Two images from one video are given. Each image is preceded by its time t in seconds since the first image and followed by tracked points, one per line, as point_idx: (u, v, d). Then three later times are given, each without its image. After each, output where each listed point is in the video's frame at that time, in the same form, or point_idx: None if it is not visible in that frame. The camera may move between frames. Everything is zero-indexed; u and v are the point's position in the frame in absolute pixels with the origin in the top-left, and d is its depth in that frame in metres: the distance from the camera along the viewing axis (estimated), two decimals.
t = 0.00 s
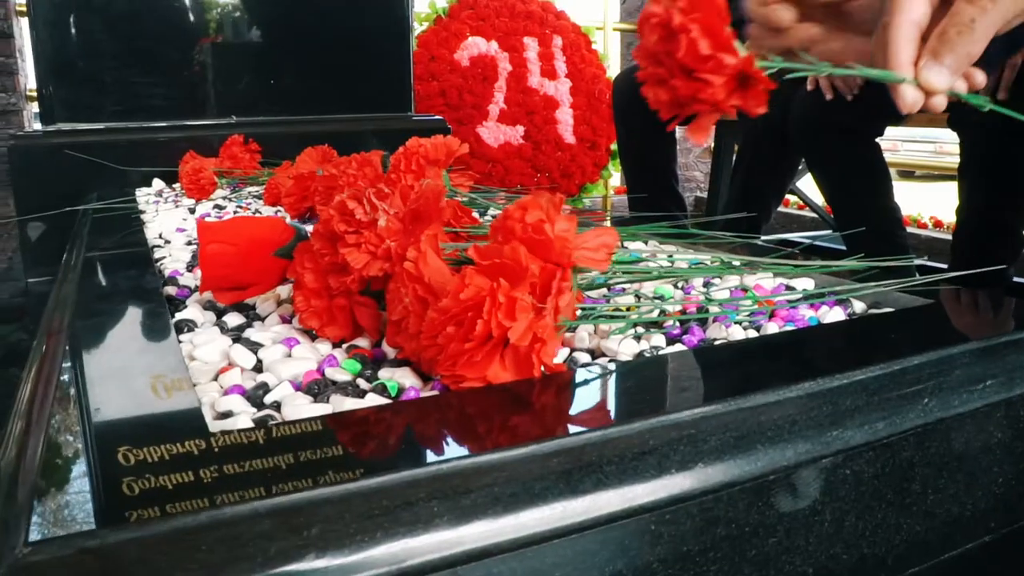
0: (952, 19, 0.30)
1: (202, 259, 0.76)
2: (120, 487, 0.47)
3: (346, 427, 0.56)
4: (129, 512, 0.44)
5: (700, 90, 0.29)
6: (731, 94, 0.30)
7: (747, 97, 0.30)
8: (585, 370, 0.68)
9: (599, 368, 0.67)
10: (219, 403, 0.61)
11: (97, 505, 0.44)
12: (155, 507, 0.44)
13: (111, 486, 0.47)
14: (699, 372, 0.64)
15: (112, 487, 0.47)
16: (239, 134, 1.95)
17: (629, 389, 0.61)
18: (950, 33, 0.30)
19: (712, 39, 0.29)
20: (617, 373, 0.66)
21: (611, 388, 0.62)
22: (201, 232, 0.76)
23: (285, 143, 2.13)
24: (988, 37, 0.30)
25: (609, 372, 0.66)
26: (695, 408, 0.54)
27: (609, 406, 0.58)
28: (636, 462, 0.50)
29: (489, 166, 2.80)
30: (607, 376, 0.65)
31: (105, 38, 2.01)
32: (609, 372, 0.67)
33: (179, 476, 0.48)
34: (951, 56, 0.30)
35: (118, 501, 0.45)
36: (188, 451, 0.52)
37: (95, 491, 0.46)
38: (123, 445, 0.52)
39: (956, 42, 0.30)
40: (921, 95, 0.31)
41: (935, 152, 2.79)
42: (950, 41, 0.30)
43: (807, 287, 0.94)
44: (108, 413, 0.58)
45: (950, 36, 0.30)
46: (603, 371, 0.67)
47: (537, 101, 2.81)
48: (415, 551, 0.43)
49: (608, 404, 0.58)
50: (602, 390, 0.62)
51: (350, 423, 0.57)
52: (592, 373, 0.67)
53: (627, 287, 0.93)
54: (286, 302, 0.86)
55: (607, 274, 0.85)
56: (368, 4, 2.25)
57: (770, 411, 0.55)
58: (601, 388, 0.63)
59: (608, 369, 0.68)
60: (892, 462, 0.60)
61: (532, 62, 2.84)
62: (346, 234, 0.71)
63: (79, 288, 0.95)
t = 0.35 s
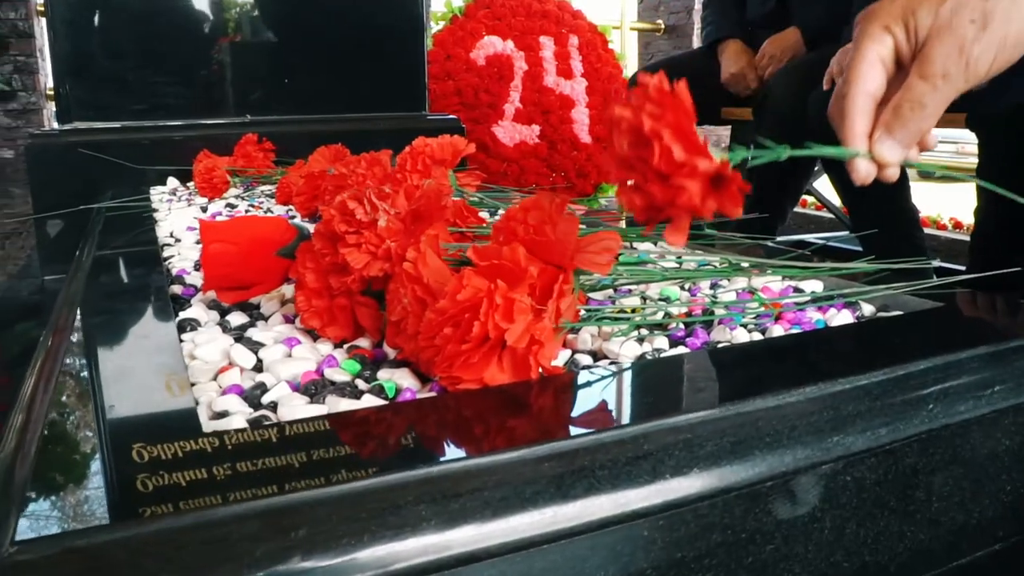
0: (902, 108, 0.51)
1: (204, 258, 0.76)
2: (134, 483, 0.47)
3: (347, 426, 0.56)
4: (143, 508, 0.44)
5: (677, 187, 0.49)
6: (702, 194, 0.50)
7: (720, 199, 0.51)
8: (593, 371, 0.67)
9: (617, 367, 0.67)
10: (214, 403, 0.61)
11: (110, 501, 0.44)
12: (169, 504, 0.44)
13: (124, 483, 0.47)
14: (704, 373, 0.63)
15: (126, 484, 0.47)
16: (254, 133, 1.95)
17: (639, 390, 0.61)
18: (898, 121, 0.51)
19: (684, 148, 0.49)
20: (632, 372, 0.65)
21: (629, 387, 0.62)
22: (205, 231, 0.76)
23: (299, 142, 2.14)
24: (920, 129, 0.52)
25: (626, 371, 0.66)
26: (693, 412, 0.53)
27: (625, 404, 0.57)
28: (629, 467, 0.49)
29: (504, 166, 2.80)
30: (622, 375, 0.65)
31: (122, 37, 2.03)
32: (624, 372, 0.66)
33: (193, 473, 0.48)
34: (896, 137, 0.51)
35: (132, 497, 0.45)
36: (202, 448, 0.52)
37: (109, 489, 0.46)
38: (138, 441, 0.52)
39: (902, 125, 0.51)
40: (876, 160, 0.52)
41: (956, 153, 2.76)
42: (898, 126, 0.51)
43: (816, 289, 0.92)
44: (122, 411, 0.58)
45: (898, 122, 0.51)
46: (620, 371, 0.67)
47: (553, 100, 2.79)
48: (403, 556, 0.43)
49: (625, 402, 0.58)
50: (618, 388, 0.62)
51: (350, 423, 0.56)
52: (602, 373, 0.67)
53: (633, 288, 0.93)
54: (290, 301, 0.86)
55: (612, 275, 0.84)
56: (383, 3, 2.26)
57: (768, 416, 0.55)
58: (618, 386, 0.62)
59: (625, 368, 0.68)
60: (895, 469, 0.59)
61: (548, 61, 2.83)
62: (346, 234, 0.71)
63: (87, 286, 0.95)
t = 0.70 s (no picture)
0: (877, 193, 0.64)
1: (206, 259, 0.76)
2: (150, 480, 0.48)
3: (347, 430, 0.55)
4: (159, 505, 0.44)
5: (622, 302, 0.54)
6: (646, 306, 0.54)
7: (665, 311, 0.55)
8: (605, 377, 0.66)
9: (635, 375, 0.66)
10: (211, 405, 0.61)
11: (127, 498, 0.45)
12: (183, 502, 0.44)
13: (140, 480, 0.48)
14: (707, 382, 0.63)
15: (141, 481, 0.47)
16: (269, 133, 1.95)
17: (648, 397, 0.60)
18: (871, 204, 0.64)
19: (630, 269, 0.53)
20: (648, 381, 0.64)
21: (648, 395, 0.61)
22: (209, 232, 0.76)
23: (314, 142, 2.15)
24: (894, 210, 0.65)
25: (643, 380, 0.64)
26: (689, 421, 0.53)
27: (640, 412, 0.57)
28: (621, 476, 0.48)
29: (522, 167, 2.79)
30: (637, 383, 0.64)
31: (140, 38, 2.05)
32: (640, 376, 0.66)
33: (209, 470, 0.49)
34: (869, 219, 0.65)
35: (149, 494, 0.46)
36: (216, 446, 0.52)
37: (126, 486, 0.46)
38: (154, 439, 0.54)
39: (874, 209, 0.64)
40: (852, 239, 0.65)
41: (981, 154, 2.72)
42: (872, 208, 0.64)
43: (825, 294, 0.91)
44: (139, 409, 0.59)
45: (872, 204, 0.64)
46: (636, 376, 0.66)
47: (571, 101, 2.80)
48: (389, 565, 0.43)
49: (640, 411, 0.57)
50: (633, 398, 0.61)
51: (350, 427, 0.56)
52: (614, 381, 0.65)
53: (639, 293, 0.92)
54: (295, 303, 0.86)
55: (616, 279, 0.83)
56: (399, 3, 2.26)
57: (766, 425, 0.54)
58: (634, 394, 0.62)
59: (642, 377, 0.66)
60: (896, 480, 0.57)
61: (566, 61, 2.84)
62: (347, 236, 0.70)
63: (95, 286, 0.96)
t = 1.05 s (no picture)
0: (860, 235, 0.67)
1: (206, 260, 0.76)
2: (160, 478, 0.49)
3: (345, 431, 0.56)
4: (171, 503, 0.45)
5: (597, 345, 0.62)
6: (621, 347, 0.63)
7: (635, 351, 0.63)
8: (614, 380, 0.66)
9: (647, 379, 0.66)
10: (205, 407, 0.62)
11: (135, 496, 0.46)
12: (194, 501, 0.45)
13: (152, 478, 0.48)
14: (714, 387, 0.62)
15: (153, 478, 0.48)
16: (281, 133, 1.96)
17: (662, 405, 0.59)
18: (856, 246, 0.67)
19: (608, 315, 0.60)
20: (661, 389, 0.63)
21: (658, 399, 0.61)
22: (208, 234, 0.76)
23: (325, 142, 2.15)
24: (879, 251, 0.67)
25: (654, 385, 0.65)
26: (683, 426, 0.52)
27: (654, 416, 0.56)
28: (609, 483, 0.48)
29: (535, 167, 2.78)
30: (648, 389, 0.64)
31: (154, 39, 2.07)
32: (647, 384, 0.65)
33: (220, 469, 0.49)
34: (855, 259, 0.68)
35: (161, 492, 0.47)
36: (228, 443, 0.53)
37: (138, 485, 0.47)
38: (166, 436, 0.55)
39: (857, 251, 0.67)
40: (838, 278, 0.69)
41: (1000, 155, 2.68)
42: (856, 251, 0.67)
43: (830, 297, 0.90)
44: (147, 409, 0.60)
45: (856, 247, 0.67)
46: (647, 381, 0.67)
47: (585, 100, 2.79)
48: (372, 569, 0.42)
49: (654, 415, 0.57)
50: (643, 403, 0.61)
51: (348, 429, 0.56)
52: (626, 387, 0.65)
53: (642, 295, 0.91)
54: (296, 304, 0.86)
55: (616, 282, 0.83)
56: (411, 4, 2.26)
57: (760, 432, 0.53)
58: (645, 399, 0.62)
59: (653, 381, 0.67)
60: (894, 488, 0.57)
61: (579, 61, 2.83)
62: (344, 238, 0.70)
63: (99, 286, 0.97)
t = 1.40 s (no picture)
0: (849, 265, 0.68)
1: (204, 263, 0.77)
2: (173, 477, 0.49)
3: (342, 435, 0.56)
4: (184, 501, 0.45)
5: (588, 354, 0.61)
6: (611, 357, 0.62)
7: (624, 360, 0.63)
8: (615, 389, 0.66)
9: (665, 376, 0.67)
10: (197, 412, 0.62)
11: (150, 494, 0.46)
12: (208, 498, 0.45)
13: (165, 476, 0.49)
14: (739, 384, 0.63)
15: (166, 477, 0.49)
16: (294, 133, 1.96)
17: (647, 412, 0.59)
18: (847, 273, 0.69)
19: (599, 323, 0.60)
20: (674, 391, 0.63)
21: (674, 397, 0.62)
22: (206, 238, 0.76)
23: (338, 142, 2.15)
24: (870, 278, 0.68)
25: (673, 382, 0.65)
26: (671, 436, 0.52)
27: (670, 420, 0.56)
28: (594, 494, 0.48)
29: (550, 168, 2.78)
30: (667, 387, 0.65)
31: (170, 40, 2.10)
32: (646, 390, 0.65)
33: (233, 468, 0.49)
34: (846, 284, 0.69)
35: (173, 490, 0.47)
36: (239, 443, 0.54)
37: (152, 483, 0.47)
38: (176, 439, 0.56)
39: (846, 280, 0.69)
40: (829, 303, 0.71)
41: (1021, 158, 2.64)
42: (847, 281, 0.69)
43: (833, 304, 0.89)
44: (160, 410, 0.61)
45: (846, 275, 0.69)
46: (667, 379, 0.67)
47: (600, 101, 2.76)
48: None
49: (670, 419, 0.56)
50: (661, 400, 0.61)
51: (344, 433, 0.56)
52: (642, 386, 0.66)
53: (644, 301, 0.91)
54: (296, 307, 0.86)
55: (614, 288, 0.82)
56: (426, 5, 2.27)
57: (750, 442, 0.52)
58: (661, 398, 0.62)
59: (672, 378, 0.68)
60: (888, 501, 0.56)
61: (595, 62, 2.81)
62: (340, 243, 0.70)
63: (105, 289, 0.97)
